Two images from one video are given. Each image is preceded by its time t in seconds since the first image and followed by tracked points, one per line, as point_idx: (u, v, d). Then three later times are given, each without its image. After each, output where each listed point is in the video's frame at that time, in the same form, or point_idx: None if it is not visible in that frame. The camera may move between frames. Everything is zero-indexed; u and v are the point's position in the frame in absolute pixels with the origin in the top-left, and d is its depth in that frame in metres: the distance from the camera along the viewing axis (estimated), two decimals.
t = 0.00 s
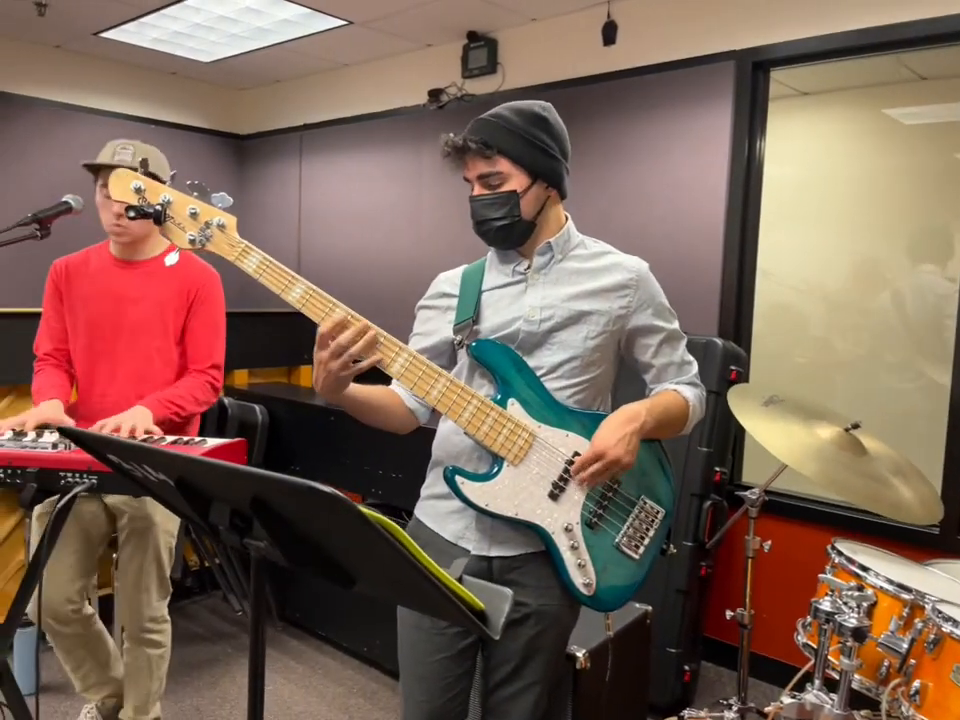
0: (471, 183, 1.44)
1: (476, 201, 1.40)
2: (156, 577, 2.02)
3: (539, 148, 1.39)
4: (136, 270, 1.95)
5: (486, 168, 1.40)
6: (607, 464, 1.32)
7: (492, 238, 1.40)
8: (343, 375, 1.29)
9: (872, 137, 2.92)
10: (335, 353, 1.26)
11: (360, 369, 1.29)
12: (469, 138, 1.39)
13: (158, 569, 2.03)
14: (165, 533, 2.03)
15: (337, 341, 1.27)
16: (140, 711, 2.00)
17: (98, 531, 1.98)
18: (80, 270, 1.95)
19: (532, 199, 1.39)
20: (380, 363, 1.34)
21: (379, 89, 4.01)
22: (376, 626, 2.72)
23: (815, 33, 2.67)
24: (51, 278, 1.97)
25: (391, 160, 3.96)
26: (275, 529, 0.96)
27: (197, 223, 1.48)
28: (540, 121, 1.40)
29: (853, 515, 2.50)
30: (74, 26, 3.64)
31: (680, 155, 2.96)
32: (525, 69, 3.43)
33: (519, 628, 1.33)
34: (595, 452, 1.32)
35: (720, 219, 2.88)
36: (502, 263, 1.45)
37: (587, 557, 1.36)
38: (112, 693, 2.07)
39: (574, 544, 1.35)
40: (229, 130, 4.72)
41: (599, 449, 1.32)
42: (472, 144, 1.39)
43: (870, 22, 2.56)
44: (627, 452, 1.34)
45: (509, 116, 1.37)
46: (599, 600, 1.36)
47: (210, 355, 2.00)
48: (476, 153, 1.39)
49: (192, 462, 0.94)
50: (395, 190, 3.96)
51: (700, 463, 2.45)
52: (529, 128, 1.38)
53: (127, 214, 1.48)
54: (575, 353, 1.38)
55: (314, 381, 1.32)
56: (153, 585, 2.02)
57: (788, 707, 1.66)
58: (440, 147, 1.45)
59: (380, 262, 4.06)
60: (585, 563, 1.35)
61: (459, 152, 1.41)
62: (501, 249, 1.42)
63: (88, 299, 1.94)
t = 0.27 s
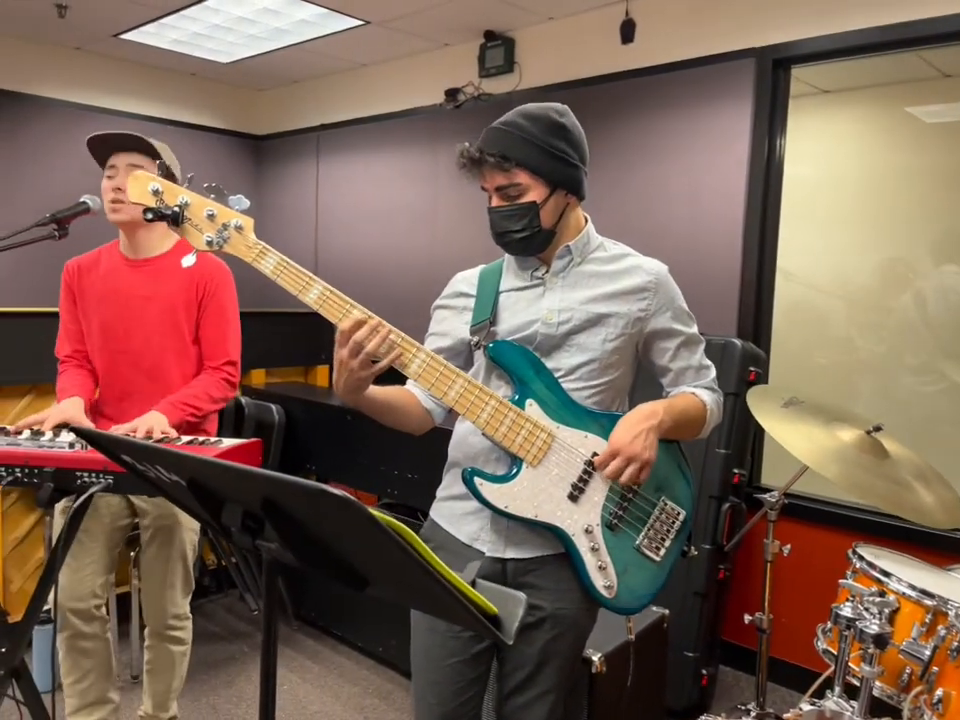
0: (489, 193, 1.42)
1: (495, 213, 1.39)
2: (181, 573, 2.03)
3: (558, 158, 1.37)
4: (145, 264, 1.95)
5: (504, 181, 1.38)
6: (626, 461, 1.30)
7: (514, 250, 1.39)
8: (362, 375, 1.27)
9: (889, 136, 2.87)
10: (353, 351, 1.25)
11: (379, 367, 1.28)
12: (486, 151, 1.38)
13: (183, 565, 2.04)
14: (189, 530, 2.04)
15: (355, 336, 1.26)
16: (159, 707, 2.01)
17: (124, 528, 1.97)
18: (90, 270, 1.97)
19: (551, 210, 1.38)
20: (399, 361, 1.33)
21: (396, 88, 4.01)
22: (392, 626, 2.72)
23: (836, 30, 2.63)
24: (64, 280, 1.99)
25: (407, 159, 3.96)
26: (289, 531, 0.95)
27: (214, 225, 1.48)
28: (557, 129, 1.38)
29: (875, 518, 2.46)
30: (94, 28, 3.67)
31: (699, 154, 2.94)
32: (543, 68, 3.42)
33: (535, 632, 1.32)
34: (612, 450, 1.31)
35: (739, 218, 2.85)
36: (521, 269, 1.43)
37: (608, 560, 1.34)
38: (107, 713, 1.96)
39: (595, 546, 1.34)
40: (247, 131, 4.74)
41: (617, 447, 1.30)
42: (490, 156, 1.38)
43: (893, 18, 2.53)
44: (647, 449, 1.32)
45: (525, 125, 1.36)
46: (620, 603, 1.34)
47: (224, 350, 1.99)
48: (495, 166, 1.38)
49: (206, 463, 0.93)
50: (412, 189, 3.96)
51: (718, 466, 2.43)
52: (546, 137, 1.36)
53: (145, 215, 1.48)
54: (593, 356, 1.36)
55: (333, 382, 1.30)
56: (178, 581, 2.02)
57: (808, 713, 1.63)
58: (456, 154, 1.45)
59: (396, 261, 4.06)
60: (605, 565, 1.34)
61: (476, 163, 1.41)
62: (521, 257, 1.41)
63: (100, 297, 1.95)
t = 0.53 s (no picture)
0: (502, 180, 1.41)
1: (507, 199, 1.38)
2: (192, 572, 2.03)
3: (571, 145, 1.36)
4: (151, 256, 1.96)
5: (518, 165, 1.37)
6: (641, 463, 1.29)
7: (525, 237, 1.38)
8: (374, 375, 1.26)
9: (907, 133, 2.81)
10: (368, 348, 1.25)
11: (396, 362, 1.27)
12: (500, 134, 1.36)
13: (194, 564, 2.04)
14: (200, 530, 2.04)
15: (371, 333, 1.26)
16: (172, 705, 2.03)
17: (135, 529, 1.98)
18: (97, 266, 1.98)
19: (564, 198, 1.37)
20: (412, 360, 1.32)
21: (411, 87, 4.00)
22: (404, 626, 2.72)
23: (856, 25, 2.60)
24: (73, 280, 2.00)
25: (422, 158, 3.95)
26: (297, 530, 0.94)
27: (225, 220, 1.48)
28: (572, 118, 1.37)
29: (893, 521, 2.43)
30: (111, 28, 3.70)
31: (715, 152, 2.91)
32: (558, 66, 3.40)
33: (547, 633, 1.31)
34: (627, 451, 1.29)
35: (756, 217, 2.82)
36: (534, 260, 1.42)
37: (621, 561, 1.33)
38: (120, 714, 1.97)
39: (607, 548, 1.32)
40: (262, 130, 4.75)
41: (631, 449, 1.29)
42: (504, 140, 1.36)
43: (914, 13, 2.49)
44: (662, 452, 1.30)
45: (542, 112, 1.35)
46: (632, 605, 1.33)
47: (235, 338, 2.00)
48: (509, 151, 1.37)
49: (214, 461, 0.93)
50: (426, 189, 3.95)
51: (734, 466, 2.41)
52: (561, 125, 1.35)
53: (155, 210, 1.48)
54: (608, 353, 1.35)
55: (347, 382, 1.29)
56: (189, 581, 2.02)
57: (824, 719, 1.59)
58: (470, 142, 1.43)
59: (410, 261, 4.05)
60: (618, 567, 1.33)
61: (490, 148, 1.39)
62: (532, 246, 1.39)
63: (108, 292, 1.95)
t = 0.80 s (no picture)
0: (519, 187, 1.39)
1: (526, 208, 1.37)
2: (197, 570, 2.04)
3: (590, 151, 1.34)
4: (165, 258, 1.98)
5: (536, 175, 1.36)
6: (659, 462, 1.29)
7: (544, 243, 1.37)
8: (390, 370, 1.26)
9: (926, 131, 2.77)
10: (378, 348, 1.24)
11: (406, 361, 1.26)
12: (518, 144, 1.35)
13: (198, 563, 2.05)
14: (202, 528, 2.04)
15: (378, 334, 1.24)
16: (184, 703, 2.03)
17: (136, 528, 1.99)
18: (108, 260, 1.98)
19: (581, 206, 1.36)
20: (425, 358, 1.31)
21: (425, 87, 4.00)
22: (416, 625, 2.72)
23: (873, 23, 2.58)
24: (81, 271, 2.01)
25: (435, 158, 3.95)
26: (307, 530, 0.94)
27: (242, 218, 1.48)
28: (592, 123, 1.35)
29: (909, 524, 2.41)
30: (127, 29, 3.72)
31: (731, 151, 2.89)
32: (572, 65, 3.39)
33: (559, 634, 1.30)
34: (644, 451, 1.29)
35: (772, 216, 2.80)
36: (550, 262, 1.42)
37: (635, 563, 1.32)
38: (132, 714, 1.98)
39: (622, 549, 1.32)
40: (277, 130, 4.77)
41: (648, 448, 1.29)
42: (522, 149, 1.35)
43: (933, 10, 2.46)
44: (680, 450, 1.30)
45: (558, 117, 1.33)
46: (647, 607, 1.32)
47: (233, 351, 2.01)
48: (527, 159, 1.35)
49: (227, 461, 0.93)
50: (440, 188, 3.95)
51: (748, 468, 2.39)
52: (579, 130, 1.34)
53: (174, 208, 1.49)
54: (624, 355, 1.34)
55: (365, 383, 1.29)
56: (194, 580, 2.03)
57: None
58: (485, 148, 1.41)
59: (424, 261, 4.05)
60: (632, 569, 1.32)
61: (506, 156, 1.36)
62: (550, 252, 1.39)
63: (119, 288, 1.96)
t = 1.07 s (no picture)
0: (538, 181, 1.39)
1: (543, 200, 1.36)
2: (212, 563, 2.05)
3: (609, 146, 1.34)
4: (183, 248, 1.98)
5: (555, 166, 1.35)
6: (675, 472, 1.27)
7: (561, 239, 1.36)
8: (411, 366, 1.26)
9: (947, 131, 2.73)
10: (398, 346, 1.24)
11: (426, 358, 1.26)
12: (537, 135, 1.35)
13: (213, 556, 2.06)
14: (216, 520, 2.05)
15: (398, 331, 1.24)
16: (200, 696, 2.05)
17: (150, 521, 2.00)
18: (124, 249, 1.98)
19: (601, 199, 1.35)
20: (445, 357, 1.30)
21: (439, 86, 3.99)
22: (430, 626, 2.71)
23: (893, 22, 2.55)
24: (95, 261, 1.99)
25: (450, 157, 3.94)
26: (323, 531, 0.94)
27: (262, 211, 1.48)
28: (611, 117, 1.35)
29: (927, 529, 2.38)
30: (143, 29, 3.73)
31: (748, 151, 2.87)
32: (588, 64, 3.38)
33: (574, 638, 1.29)
34: (661, 461, 1.27)
35: (789, 217, 2.78)
36: (569, 263, 1.41)
37: (649, 569, 1.31)
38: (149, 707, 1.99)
39: (637, 555, 1.31)
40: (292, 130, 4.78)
41: (666, 458, 1.27)
42: (540, 141, 1.34)
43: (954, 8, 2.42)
44: (696, 461, 1.28)
45: (579, 111, 1.33)
46: (660, 614, 1.31)
47: (240, 342, 2.01)
48: (545, 151, 1.35)
49: (243, 462, 0.93)
50: (455, 187, 3.94)
51: (764, 470, 2.37)
52: (597, 124, 1.34)
53: (193, 200, 1.48)
54: (642, 357, 1.33)
55: (385, 382, 1.29)
56: (209, 573, 2.04)
57: None
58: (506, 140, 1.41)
59: (438, 261, 4.05)
60: (647, 575, 1.31)
61: (526, 149, 1.36)
62: (568, 248, 1.38)
63: (134, 276, 1.95)
